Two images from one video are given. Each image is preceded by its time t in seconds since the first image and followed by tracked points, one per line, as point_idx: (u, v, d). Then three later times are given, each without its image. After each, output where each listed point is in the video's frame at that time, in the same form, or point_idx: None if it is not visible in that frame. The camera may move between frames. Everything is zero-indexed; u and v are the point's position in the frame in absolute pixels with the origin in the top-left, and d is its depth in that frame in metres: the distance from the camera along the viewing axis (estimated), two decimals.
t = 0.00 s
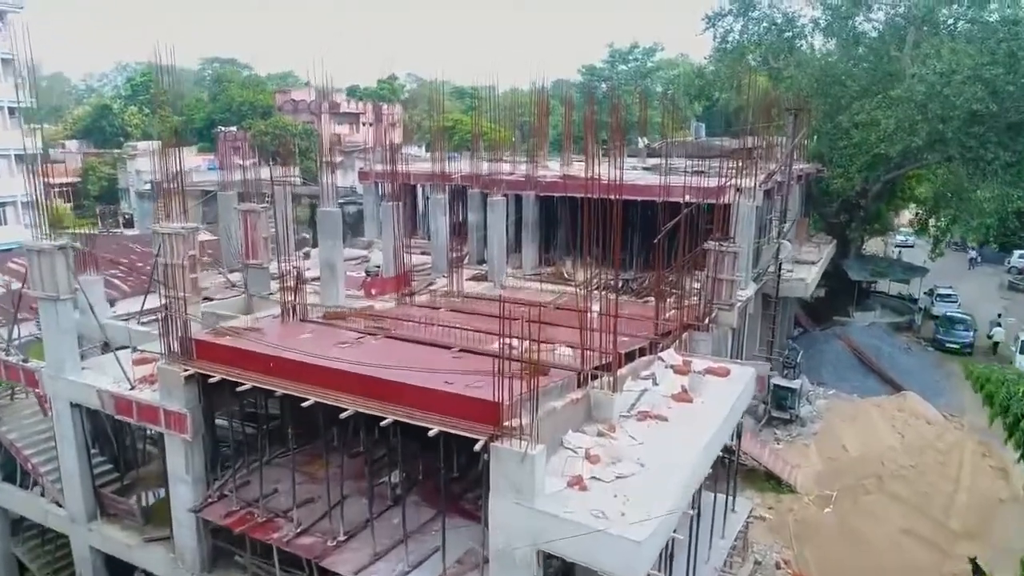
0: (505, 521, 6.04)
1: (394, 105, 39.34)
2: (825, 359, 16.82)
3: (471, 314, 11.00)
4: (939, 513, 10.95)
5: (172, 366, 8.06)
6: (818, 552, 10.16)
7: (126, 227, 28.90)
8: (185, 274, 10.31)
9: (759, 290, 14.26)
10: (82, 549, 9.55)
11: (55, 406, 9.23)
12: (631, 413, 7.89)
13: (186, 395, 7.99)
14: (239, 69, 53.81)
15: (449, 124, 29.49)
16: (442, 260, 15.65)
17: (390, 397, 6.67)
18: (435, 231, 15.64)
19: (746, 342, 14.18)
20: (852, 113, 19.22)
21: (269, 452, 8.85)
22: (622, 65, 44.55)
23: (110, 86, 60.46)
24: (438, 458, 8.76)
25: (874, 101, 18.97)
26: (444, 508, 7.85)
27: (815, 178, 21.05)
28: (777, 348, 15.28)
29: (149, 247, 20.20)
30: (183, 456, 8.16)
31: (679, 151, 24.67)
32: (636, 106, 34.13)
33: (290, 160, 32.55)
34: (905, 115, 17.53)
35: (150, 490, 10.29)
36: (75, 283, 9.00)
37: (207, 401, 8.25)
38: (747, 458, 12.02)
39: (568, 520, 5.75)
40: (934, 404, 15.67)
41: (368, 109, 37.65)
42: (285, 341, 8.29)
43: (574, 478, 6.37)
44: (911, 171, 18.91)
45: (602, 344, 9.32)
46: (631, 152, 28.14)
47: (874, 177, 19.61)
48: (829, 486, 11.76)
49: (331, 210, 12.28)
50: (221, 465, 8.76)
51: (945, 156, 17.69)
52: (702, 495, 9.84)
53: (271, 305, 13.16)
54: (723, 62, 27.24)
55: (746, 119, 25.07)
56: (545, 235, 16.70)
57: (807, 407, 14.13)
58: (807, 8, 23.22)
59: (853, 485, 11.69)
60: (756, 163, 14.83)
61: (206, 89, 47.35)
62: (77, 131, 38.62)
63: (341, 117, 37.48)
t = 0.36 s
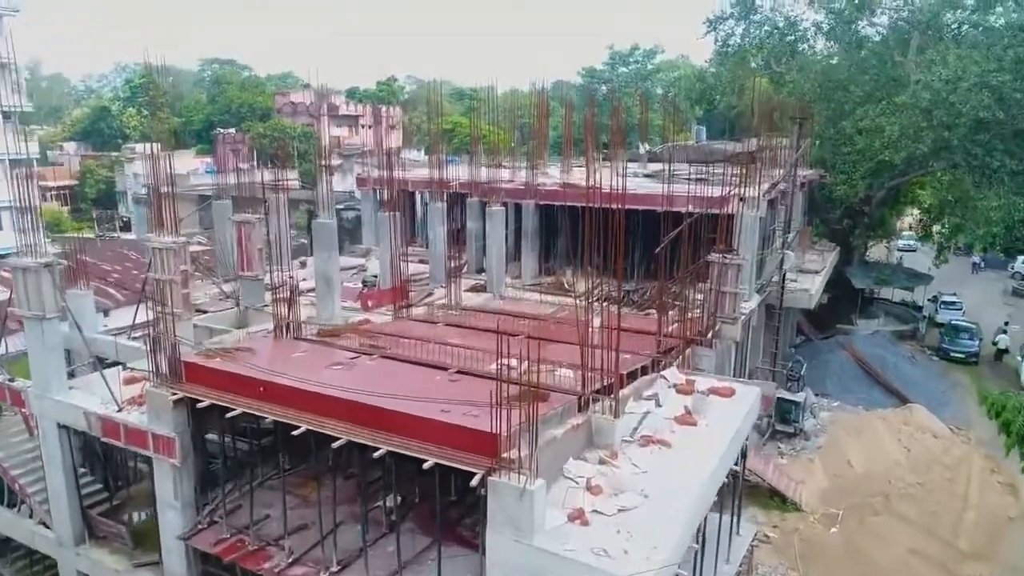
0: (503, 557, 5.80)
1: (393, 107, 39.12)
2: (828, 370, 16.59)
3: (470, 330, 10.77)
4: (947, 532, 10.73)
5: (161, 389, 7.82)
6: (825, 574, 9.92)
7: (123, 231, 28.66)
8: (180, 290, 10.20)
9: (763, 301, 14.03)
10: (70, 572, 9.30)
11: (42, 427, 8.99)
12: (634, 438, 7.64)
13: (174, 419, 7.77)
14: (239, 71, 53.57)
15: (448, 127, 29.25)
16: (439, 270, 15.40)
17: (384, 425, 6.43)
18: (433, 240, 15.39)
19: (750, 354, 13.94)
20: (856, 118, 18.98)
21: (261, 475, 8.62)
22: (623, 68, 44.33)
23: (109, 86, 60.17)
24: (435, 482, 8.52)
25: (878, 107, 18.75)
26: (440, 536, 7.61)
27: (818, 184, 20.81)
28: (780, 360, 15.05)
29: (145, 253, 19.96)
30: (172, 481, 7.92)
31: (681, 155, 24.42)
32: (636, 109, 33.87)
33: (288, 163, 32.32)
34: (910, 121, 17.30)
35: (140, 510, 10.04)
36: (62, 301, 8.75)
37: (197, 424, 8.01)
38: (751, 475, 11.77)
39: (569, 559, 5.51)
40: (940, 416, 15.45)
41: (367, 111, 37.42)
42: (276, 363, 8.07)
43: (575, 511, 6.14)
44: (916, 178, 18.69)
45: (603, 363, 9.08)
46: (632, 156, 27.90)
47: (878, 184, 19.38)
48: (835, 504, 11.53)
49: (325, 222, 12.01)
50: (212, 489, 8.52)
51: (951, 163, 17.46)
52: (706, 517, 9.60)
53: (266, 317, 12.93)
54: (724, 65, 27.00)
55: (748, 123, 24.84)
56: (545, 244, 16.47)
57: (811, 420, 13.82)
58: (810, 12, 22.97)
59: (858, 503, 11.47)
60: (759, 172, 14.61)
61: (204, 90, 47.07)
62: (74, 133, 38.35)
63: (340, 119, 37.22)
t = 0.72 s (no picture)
0: None
1: (392, 108, 38.91)
2: (833, 381, 16.37)
3: (468, 345, 10.55)
4: (954, 552, 10.52)
5: (149, 412, 7.60)
6: None
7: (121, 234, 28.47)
8: (171, 305, 9.83)
9: (767, 313, 13.81)
10: None
11: (29, 448, 8.77)
12: (637, 462, 7.41)
13: (163, 442, 7.55)
14: (238, 71, 53.34)
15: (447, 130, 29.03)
16: (438, 280, 15.18)
17: (379, 455, 6.23)
18: (431, 250, 15.15)
19: (753, 366, 13.72)
20: (859, 125, 18.77)
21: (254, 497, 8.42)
22: (623, 70, 44.14)
23: (108, 86, 59.98)
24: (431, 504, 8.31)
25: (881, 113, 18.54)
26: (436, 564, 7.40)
27: (820, 190, 20.60)
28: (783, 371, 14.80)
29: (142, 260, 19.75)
30: (160, 505, 7.70)
31: (682, 160, 24.20)
32: (636, 111, 33.64)
33: (287, 167, 32.11)
34: (914, 128, 17.09)
35: (130, 529, 9.81)
36: (50, 319, 8.53)
37: (186, 447, 7.79)
38: (754, 491, 11.56)
39: None
40: (945, 428, 15.24)
41: (367, 113, 37.25)
42: (269, 384, 7.85)
43: (575, 544, 5.94)
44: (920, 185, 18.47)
45: (605, 381, 8.86)
46: (633, 160, 27.68)
47: (883, 191, 19.15)
48: (840, 522, 11.32)
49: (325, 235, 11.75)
50: (202, 512, 8.30)
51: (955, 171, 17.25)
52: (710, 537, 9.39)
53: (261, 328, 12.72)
54: (726, 68, 26.78)
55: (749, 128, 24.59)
56: (546, 254, 16.25)
57: (815, 433, 13.65)
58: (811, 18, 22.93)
59: (865, 522, 11.25)
60: (762, 181, 14.38)
61: (203, 91, 46.79)
62: (73, 135, 38.16)
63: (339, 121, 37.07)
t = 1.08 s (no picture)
0: None
1: (392, 107, 38.63)
2: (836, 388, 16.16)
3: (466, 358, 10.34)
4: (961, 567, 10.33)
5: (138, 431, 7.40)
6: None
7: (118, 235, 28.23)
8: (161, 318, 9.49)
9: (770, 320, 13.60)
10: None
11: (16, 465, 8.57)
12: (638, 485, 7.20)
13: (153, 463, 7.35)
14: (237, 69, 52.99)
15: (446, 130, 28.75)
16: (437, 286, 14.94)
17: (372, 481, 6.05)
18: (429, 255, 14.83)
19: (756, 375, 13.51)
20: (861, 127, 18.55)
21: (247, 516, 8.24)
22: (623, 68, 43.84)
23: (106, 83, 59.62)
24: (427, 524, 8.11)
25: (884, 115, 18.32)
26: None
27: (823, 192, 20.37)
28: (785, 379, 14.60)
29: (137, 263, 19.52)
30: (149, 527, 7.51)
31: (683, 161, 23.94)
32: (637, 110, 33.35)
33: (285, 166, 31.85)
34: (918, 131, 16.87)
35: (122, 546, 9.62)
36: (37, 334, 8.31)
37: (176, 467, 7.59)
38: (757, 503, 11.37)
39: None
40: (950, 437, 15.03)
41: (366, 111, 36.98)
42: (261, 403, 7.66)
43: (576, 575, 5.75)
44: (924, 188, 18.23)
45: (605, 397, 8.65)
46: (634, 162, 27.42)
47: (887, 194, 18.93)
48: (845, 535, 11.12)
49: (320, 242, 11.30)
50: (193, 532, 8.11)
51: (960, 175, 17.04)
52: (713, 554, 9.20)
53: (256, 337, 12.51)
54: (727, 68, 26.51)
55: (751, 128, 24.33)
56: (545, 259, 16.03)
57: (817, 443, 13.48)
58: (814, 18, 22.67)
59: (870, 535, 11.07)
60: (765, 187, 14.16)
61: (201, 89, 46.45)
62: (70, 134, 37.89)
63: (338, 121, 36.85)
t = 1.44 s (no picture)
0: None
1: (390, 99, 38.23)
2: (840, 390, 15.94)
3: (463, 368, 10.11)
4: None
5: (123, 451, 7.19)
6: None
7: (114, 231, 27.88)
8: (150, 328, 9.23)
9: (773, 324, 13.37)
10: None
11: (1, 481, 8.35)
12: (640, 506, 6.98)
13: (139, 484, 7.14)
14: (234, 60, 52.41)
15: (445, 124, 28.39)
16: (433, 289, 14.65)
17: (364, 508, 5.86)
18: (426, 257, 14.43)
19: (758, 380, 13.29)
20: (866, 124, 18.27)
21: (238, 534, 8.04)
22: (624, 60, 43.36)
23: (103, 74, 59.00)
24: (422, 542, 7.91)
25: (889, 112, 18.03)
26: None
27: (826, 190, 20.08)
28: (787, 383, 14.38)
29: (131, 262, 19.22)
30: (136, 547, 7.30)
31: (685, 157, 23.62)
32: (637, 103, 32.95)
33: (282, 160, 31.48)
34: (925, 129, 16.58)
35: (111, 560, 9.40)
36: (21, 347, 8.09)
37: (164, 487, 7.39)
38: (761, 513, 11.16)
39: None
40: (955, 441, 14.83)
41: (365, 105, 36.59)
42: (251, 421, 7.46)
43: None
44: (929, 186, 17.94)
45: (606, 412, 8.42)
46: (635, 157, 27.08)
47: (891, 192, 18.67)
48: (849, 545, 10.93)
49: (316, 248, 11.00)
50: (182, 551, 7.90)
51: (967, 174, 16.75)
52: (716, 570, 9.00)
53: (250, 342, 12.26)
54: (730, 62, 26.13)
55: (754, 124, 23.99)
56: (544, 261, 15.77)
57: (820, 449, 13.31)
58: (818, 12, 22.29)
59: (875, 545, 10.88)
60: (768, 188, 13.89)
61: (198, 81, 45.96)
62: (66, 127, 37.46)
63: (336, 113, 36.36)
